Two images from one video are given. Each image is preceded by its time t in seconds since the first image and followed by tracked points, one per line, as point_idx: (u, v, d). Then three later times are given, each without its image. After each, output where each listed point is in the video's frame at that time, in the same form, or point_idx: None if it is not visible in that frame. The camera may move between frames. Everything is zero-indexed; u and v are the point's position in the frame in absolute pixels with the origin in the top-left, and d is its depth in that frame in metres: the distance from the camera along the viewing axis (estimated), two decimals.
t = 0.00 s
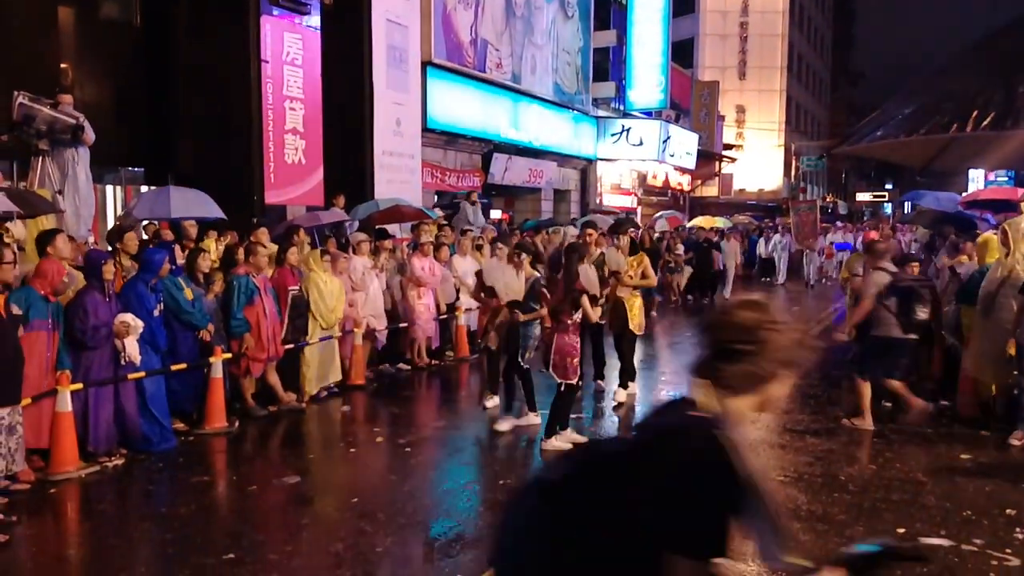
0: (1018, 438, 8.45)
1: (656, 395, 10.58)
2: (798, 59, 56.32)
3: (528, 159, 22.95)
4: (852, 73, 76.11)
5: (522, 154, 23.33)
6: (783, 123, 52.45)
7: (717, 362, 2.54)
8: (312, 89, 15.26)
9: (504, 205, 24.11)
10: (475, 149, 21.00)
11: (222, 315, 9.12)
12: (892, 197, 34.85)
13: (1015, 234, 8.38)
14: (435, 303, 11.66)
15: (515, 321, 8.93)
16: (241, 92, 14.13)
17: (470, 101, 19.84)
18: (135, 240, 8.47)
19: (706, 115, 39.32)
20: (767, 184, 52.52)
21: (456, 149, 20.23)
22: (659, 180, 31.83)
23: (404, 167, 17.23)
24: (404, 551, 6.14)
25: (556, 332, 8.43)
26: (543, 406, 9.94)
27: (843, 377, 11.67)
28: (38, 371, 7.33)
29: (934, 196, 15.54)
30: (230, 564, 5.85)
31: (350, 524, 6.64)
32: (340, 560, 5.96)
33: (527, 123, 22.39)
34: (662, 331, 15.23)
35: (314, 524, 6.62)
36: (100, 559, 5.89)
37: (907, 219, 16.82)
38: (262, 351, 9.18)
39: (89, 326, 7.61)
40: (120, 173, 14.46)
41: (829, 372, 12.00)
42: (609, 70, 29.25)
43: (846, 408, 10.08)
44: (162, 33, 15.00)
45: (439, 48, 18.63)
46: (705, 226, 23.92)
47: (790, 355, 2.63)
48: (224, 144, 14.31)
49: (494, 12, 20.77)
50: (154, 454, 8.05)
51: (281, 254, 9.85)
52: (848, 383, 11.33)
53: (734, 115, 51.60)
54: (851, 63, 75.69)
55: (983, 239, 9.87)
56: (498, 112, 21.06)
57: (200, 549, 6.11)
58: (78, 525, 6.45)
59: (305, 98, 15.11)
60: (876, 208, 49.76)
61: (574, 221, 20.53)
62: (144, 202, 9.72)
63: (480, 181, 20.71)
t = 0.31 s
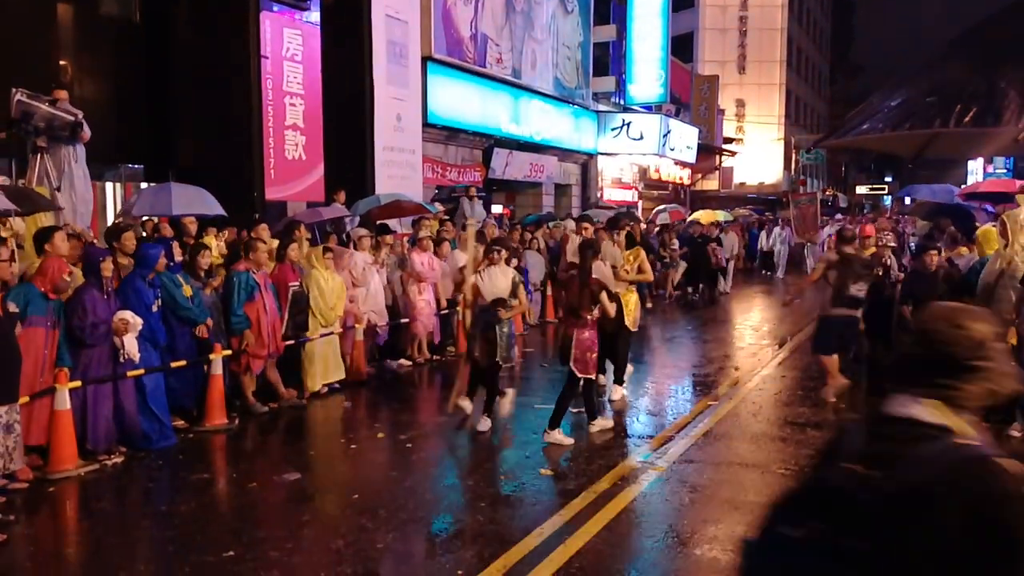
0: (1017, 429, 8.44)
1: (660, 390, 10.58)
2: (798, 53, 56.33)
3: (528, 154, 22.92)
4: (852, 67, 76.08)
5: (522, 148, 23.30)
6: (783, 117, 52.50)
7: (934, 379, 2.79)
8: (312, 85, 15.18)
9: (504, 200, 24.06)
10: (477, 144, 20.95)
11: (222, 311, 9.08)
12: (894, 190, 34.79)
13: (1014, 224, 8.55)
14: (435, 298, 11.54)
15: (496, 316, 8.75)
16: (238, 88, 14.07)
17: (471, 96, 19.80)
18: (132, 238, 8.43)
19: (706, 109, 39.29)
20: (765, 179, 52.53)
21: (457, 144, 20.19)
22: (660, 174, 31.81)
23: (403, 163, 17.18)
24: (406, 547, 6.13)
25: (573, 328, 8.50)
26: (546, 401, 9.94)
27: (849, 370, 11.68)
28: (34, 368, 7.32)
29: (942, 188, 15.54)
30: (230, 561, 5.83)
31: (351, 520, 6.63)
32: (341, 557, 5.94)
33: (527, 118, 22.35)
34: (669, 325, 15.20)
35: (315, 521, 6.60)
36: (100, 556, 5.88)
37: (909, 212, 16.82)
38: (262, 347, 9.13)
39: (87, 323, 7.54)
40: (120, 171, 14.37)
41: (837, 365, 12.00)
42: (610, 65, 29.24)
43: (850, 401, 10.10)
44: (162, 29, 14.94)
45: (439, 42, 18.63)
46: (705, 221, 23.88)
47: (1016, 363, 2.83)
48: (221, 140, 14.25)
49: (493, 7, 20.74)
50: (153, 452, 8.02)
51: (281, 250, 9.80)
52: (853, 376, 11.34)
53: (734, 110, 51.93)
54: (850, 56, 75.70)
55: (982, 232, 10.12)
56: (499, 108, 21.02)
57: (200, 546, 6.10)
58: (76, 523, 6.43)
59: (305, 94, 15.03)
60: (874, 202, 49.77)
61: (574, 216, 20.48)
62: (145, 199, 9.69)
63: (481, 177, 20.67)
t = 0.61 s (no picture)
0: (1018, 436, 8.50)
1: (656, 392, 10.63)
2: (798, 56, 56.24)
3: (528, 156, 23.01)
4: (852, 70, 75.93)
5: (523, 150, 23.40)
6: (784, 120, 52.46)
7: None
8: (315, 87, 15.30)
9: (504, 202, 24.13)
10: (476, 145, 21.08)
11: (223, 309, 9.16)
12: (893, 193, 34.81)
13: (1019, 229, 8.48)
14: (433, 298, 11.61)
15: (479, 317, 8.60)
16: (245, 89, 14.20)
17: (471, 98, 19.93)
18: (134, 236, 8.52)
19: (706, 112, 39.26)
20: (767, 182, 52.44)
21: (457, 145, 20.31)
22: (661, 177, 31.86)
23: (404, 164, 17.29)
24: (402, 546, 6.19)
25: (595, 324, 8.79)
26: (544, 402, 10.00)
27: (841, 374, 11.70)
28: (38, 361, 7.40)
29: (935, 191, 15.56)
30: (230, 558, 5.91)
31: (349, 518, 6.70)
32: (339, 555, 6.01)
33: (528, 120, 22.47)
34: (661, 327, 15.27)
35: (313, 518, 6.68)
36: (101, 552, 5.95)
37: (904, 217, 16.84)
38: (263, 345, 9.21)
39: (91, 319, 7.63)
40: (125, 170, 14.57)
41: (829, 368, 12.03)
42: (609, 68, 29.30)
43: (847, 405, 10.12)
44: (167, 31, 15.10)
45: (440, 46, 18.76)
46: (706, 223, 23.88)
47: None
48: (228, 141, 14.36)
49: (495, 9, 20.83)
50: (154, 448, 8.11)
51: (284, 249, 9.90)
52: (848, 379, 11.36)
53: (734, 112, 51.72)
54: (851, 59, 75.69)
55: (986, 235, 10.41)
56: (500, 110, 21.13)
57: (199, 542, 6.17)
58: (78, 517, 6.52)
59: (307, 95, 15.14)
60: (879, 206, 49.76)
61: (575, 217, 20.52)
62: (150, 197, 9.80)
63: (481, 178, 20.77)
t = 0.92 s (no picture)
0: None
1: (667, 399, 10.62)
2: (809, 63, 56.07)
3: (538, 162, 23.04)
4: (864, 77, 75.68)
5: (533, 156, 23.43)
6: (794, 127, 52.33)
7: None
8: (326, 92, 15.33)
9: (513, 207, 24.16)
10: (486, 151, 21.12)
11: (236, 311, 9.19)
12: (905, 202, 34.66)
13: None
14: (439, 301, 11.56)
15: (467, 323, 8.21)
16: (257, 94, 14.26)
17: (482, 104, 19.99)
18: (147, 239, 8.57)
19: (716, 119, 39.20)
20: (777, 189, 52.33)
21: (467, 151, 20.36)
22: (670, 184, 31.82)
23: (414, 169, 17.34)
24: (413, 551, 6.20)
25: (624, 333, 8.75)
26: (554, 408, 10.00)
27: (853, 383, 11.68)
28: (52, 363, 7.43)
29: (952, 201, 15.48)
30: (241, 561, 5.93)
31: (359, 523, 6.71)
32: (349, 559, 6.03)
33: (537, 126, 22.51)
34: (671, 335, 15.24)
35: (323, 522, 6.70)
36: (113, 553, 5.98)
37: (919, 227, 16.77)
38: (274, 349, 9.23)
39: (105, 321, 7.67)
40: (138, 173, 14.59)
41: (840, 378, 11.99)
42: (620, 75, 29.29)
43: (857, 414, 10.10)
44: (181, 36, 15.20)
45: (451, 51, 18.74)
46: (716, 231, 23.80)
47: None
48: (240, 145, 14.42)
49: (506, 16, 20.87)
50: (165, 450, 8.14)
51: (295, 252, 9.86)
52: (859, 389, 11.34)
53: (745, 120, 52.06)
54: (863, 66, 75.39)
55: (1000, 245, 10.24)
56: (510, 116, 21.17)
57: (210, 544, 6.20)
58: (90, 519, 6.55)
59: (319, 100, 15.17)
60: (888, 214, 49.50)
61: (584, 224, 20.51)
62: (164, 201, 9.85)
63: (491, 184, 20.79)
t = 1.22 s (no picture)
0: None
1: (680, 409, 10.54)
2: (822, 72, 55.93)
3: (550, 170, 23.06)
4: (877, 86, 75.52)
5: (544, 165, 23.45)
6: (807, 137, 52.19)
7: None
8: (338, 100, 15.43)
9: (525, 216, 24.18)
10: (498, 160, 21.15)
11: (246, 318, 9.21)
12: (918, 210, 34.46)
13: None
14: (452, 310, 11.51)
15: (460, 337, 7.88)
16: (270, 103, 14.35)
17: (494, 112, 20.02)
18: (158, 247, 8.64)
19: (729, 128, 39.12)
20: (790, 198, 52.16)
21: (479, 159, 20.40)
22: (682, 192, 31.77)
23: (426, 178, 17.39)
24: (423, 559, 6.17)
25: (670, 337, 8.73)
26: (565, 417, 9.96)
27: (865, 392, 11.60)
28: (63, 370, 7.48)
29: (965, 209, 15.37)
30: (249, 568, 5.92)
31: (368, 531, 6.69)
32: (358, 567, 6.01)
33: (548, 135, 22.54)
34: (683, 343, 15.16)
35: (333, 530, 6.68)
36: (122, 560, 5.98)
37: (932, 236, 16.65)
38: (284, 357, 9.23)
39: (115, 327, 7.70)
40: (151, 181, 14.71)
41: (854, 387, 11.89)
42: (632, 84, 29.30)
43: (870, 423, 10.01)
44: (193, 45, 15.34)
45: (463, 59, 18.78)
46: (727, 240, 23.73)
47: None
48: (253, 153, 14.49)
49: (519, 25, 20.92)
50: (176, 458, 8.15)
51: (307, 260, 9.90)
52: (872, 399, 11.25)
53: (757, 128, 51.60)
54: (876, 75, 75.18)
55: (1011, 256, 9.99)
56: (522, 124, 21.21)
57: (220, 552, 6.20)
58: (101, 526, 6.56)
59: (330, 109, 15.27)
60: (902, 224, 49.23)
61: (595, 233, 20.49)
62: (176, 208, 9.89)
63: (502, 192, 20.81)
